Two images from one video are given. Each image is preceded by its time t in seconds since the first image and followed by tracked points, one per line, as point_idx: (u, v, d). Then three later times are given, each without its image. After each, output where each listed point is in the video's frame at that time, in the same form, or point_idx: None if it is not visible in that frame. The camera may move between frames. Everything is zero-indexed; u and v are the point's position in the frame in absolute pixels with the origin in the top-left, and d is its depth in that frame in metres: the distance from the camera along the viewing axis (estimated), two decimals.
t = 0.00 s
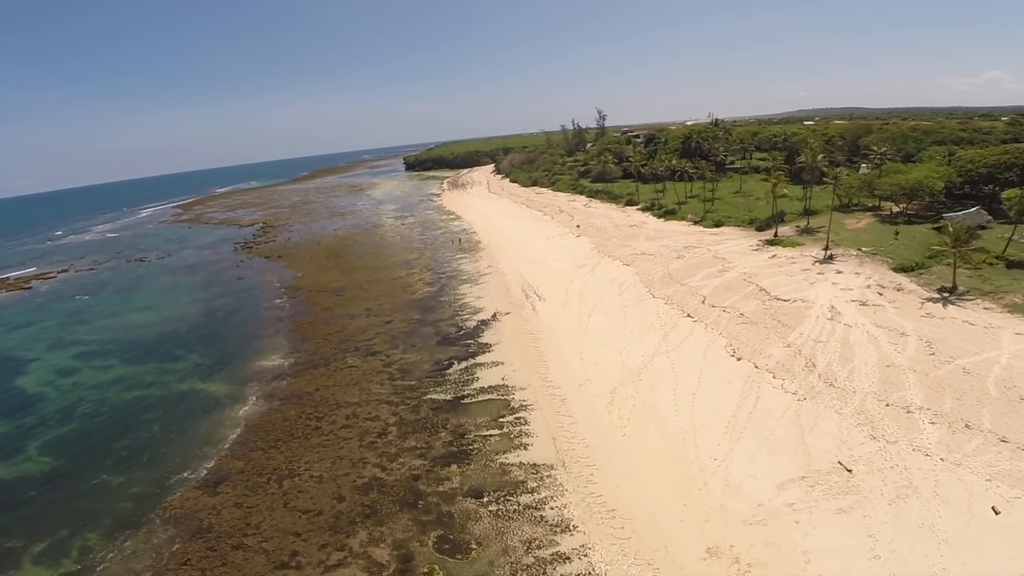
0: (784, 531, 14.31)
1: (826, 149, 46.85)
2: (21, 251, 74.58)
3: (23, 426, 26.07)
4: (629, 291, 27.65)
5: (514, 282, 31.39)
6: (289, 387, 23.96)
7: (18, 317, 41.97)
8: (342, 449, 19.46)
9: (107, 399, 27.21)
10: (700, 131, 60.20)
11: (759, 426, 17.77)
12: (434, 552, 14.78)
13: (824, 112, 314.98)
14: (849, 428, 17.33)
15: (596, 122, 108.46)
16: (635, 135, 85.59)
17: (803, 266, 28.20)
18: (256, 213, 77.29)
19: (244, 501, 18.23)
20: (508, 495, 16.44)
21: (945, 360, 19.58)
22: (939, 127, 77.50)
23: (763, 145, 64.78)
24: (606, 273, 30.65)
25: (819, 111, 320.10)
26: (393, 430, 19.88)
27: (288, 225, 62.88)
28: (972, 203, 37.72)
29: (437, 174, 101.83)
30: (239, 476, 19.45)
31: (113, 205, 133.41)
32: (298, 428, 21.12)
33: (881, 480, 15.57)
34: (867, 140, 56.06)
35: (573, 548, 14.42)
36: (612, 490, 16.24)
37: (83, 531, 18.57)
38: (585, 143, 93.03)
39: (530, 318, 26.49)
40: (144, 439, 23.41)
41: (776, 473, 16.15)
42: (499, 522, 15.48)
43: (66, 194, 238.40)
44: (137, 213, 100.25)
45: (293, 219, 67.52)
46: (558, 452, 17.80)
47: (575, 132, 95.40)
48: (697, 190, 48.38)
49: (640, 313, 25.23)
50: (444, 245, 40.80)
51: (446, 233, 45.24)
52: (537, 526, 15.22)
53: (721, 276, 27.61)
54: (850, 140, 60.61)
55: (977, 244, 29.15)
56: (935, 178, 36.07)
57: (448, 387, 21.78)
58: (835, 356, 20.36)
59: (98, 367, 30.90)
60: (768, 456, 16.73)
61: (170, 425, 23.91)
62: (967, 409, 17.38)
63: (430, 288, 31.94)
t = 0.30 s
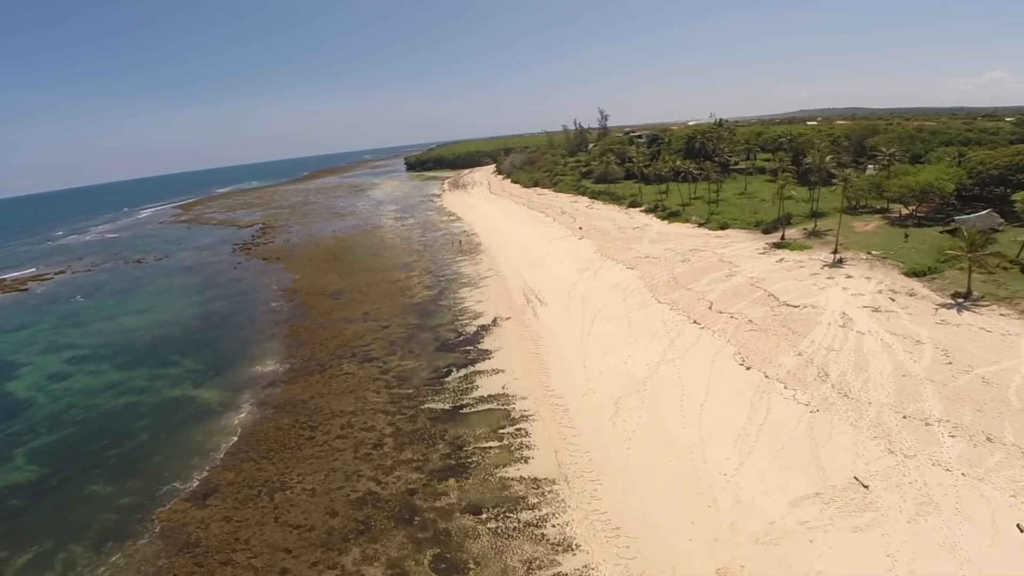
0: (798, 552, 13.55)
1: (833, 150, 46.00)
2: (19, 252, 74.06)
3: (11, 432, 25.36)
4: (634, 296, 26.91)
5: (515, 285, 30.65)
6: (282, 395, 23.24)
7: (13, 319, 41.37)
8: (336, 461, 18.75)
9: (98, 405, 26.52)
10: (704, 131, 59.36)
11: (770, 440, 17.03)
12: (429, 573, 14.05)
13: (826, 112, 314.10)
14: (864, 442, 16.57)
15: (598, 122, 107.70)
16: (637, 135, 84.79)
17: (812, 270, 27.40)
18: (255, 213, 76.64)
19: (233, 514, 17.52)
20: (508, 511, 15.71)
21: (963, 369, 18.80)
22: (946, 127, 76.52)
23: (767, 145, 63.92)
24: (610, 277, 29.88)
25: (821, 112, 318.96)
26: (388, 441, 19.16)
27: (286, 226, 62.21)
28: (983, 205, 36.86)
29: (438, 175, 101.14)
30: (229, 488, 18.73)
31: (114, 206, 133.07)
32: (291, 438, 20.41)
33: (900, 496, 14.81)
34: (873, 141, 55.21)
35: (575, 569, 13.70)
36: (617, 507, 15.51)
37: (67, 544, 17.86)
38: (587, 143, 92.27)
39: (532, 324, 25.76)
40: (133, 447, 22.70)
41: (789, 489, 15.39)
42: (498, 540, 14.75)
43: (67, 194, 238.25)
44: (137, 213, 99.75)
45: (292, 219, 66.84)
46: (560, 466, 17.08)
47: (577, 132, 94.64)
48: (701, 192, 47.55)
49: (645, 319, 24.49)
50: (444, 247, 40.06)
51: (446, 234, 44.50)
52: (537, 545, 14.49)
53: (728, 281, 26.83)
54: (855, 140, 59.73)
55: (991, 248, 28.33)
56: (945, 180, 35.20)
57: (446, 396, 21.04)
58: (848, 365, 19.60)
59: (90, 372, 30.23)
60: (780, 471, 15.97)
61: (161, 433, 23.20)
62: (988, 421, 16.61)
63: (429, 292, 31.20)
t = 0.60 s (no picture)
0: None
1: (840, 151, 45.14)
2: (17, 253, 73.54)
3: None
4: (638, 302, 26.12)
5: (516, 290, 29.86)
6: (275, 403, 22.48)
7: (6, 322, 40.70)
8: (329, 475, 18.00)
9: (88, 412, 25.80)
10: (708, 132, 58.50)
11: (783, 455, 16.24)
12: None
13: (830, 112, 312.65)
14: (883, 457, 15.76)
15: (600, 122, 106.86)
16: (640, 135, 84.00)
17: (822, 274, 26.59)
18: (255, 214, 76.00)
19: (221, 529, 16.75)
20: (507, 530, 14.93)
21: (984, 380, 17.99)
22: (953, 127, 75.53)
23: (772, 146, 63.00)
24: (614, 281, 29.09)
25: (825, 112, 317.62)
26: (384, 455, 18.40)
27: (285, 227, 61.52)
28: (995, 207, 35.98)
29: (439, 175, 100.47)
30: (217, 501, 17.94)
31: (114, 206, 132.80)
32: (282, 449, 19.67)
33: (922, 515, 14.00)
34: (880, 142, 54.31)
35: None
36: (622, 526, 14.73)
37: (48, 559, 17.11)
38: (589, 143, 91.50)
39: (533, 330, 24.98)
40: (122, 457, 21.97)
41: (804, 508, 14.59)
42: (497, 562, 13.96)
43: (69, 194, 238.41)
44: (137, 214, 99.27)
45: (291, 220, 66.15)
46: (563, 483, 16.31)
47: (579, 132, 93.86)
48: (705, 193, 46.70)
49: (650, 326, 23.70)
50: (444, 250, 39.31)
51: (446, 236, 43.74)
52: (538, 567, 13.70)
53: (735, 286, 26.03)
54: (862, 141, 58.81)
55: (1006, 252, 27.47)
56: (957, 182, 34.32)
57: (444, 407, 20.25)
58: (863, 375, 18.81)
59: (81, 377, 29.50)
60: (795, 488, 15.19)
61: (151, 442, 22.47)
62: (1013, 435, 15.79)
63: (428, 296, 30.42)
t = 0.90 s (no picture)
0: None
1: (848, 152, 44.32)
2: (15, 254, 72.96)
3: None
4: (643, 308, 25.38)
5: (517, 294, 29.12)
6: (268, 412, 21.76)
7: None
8: (321, 489, 17.30)
9: (77, 418, 25.04)
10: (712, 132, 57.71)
11: (796, 471, 15.53)
12: None
13: (832, 112, 311.33)
14: (901, 473, 15.02)
15: (602, 122, 106.03)
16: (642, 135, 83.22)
17: (832, 279, 25.83)
18: (254, 215, 75.41)
19: (208, 545, 16.02)
20: (507, 550, 14.20)
21: (1005, 391, 17.22)
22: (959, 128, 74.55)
23: (776, 147, 62.17)
24: (618, 285, 28.33)
25: (828, 112, 316.36)
26: (379, 468, 17.70)
27: (284, 228, 60.82)
28: (1007, 209, 35.15)
29: (440, 175, 99.76)
30: (205, 515, 17.22)
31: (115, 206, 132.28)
32: (274, 461, 18.97)
33: (944, 535, 13.26)
34: (887, 142, 53.46)
35: None
36: (627, 546, 14.01)
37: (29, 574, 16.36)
38: (591, 143, 90.71)
39: (534, 337, 24.25)
40: (110, 466, 21.25)
41: (819, 527, 13.86)
42: None
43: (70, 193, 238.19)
44: (136, 214, 98.71)
45: (290, 221, 65.49)
46: (565, 499, 15.60)
47: (580, 132, 93.08)
48: (710, 195, 45.93)
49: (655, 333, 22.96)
50: (444, 252, 38.59)
51: (446, 238, 43.03)
52: None
53: (742, 291, 25.28)
54: (867, 142, 57.99)
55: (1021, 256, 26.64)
56: (968, 184, 33.50)
57: (441, 417, 19.55)
58: (879, 387, 18.09)
59: (72, 382, 28.74)
60: (809, 506, 14.46)
61: (140, 451, 21.75)
62: None
63: (427, 301, 29.68)
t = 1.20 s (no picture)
0: None
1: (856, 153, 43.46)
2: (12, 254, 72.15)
3: None
4: (648, 314, 24.58)
5: (518, 299, 28.38)
6: (259, 422, 21.00)
7: None
8: (312, 505, 16.54)
9: (66, 429, 23.42)
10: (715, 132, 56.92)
11: (812, 490, 14.79)
12: None
13: (835, 112, 310.56)
14: (923, 492, 14.26)
15: (604, 123, 105.40)
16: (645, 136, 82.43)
17: (842, 286, 25.10)
18: (253, 216, 74.69)
19: (193, 563, 15.24)
20: (506, 573, 13.42)
21: None
22: (966, 128, 73.63)
23: (781, 148, 61.38)
24: (621, 291, 27.54)
25: (830, 111, 315.34)
26: (372, 484, 16.97)
27: (283, 229, 60.05)
28: (1020, 212, 34.29)
29: (441, 176, 99.01)
30: (191, 531, 16.42)
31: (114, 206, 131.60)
32: (263, 474, 18.23)
33: (970, 557, 12.48)
34: (895, 143, 52.60)
35: None
36: (632, 568, 13.25)
37: None
38: (593, 143, 89.88)
39: (535, 344, 23.50)
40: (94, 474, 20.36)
41: (837, 549, 13.08)
42: None
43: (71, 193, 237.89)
44: (135, 215, 97.94)
45: (289, 222, 64.76)
46: (567, 518, 14.85)
47: (582, 133, 92.27)
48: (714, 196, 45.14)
49: (660, 341, 22.25)
50: (444, 255, 37.80)
51: (446, 240, 42.24)
52: None
53: (751, 298, 24.55)
54: (873, 143, 57.27)
55: None
56: (981, 186, 32.66)
57: (438, 429, 18.87)
58: (897, 400, 17.43)
59: (61, 390, 26.83)
60: (825, 526, 13.69)
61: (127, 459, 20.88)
62: None
63: (425, 305, 28.91)
